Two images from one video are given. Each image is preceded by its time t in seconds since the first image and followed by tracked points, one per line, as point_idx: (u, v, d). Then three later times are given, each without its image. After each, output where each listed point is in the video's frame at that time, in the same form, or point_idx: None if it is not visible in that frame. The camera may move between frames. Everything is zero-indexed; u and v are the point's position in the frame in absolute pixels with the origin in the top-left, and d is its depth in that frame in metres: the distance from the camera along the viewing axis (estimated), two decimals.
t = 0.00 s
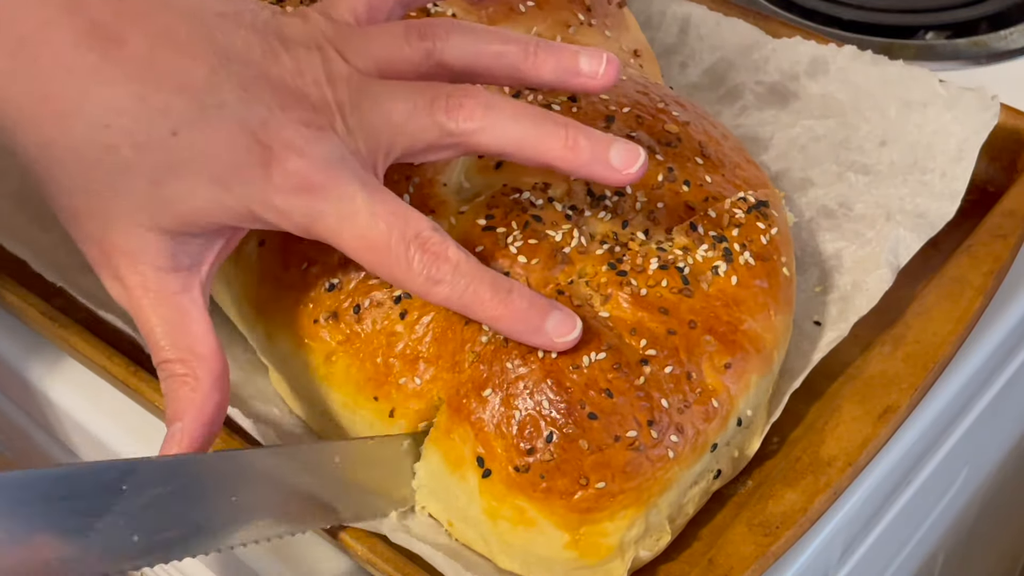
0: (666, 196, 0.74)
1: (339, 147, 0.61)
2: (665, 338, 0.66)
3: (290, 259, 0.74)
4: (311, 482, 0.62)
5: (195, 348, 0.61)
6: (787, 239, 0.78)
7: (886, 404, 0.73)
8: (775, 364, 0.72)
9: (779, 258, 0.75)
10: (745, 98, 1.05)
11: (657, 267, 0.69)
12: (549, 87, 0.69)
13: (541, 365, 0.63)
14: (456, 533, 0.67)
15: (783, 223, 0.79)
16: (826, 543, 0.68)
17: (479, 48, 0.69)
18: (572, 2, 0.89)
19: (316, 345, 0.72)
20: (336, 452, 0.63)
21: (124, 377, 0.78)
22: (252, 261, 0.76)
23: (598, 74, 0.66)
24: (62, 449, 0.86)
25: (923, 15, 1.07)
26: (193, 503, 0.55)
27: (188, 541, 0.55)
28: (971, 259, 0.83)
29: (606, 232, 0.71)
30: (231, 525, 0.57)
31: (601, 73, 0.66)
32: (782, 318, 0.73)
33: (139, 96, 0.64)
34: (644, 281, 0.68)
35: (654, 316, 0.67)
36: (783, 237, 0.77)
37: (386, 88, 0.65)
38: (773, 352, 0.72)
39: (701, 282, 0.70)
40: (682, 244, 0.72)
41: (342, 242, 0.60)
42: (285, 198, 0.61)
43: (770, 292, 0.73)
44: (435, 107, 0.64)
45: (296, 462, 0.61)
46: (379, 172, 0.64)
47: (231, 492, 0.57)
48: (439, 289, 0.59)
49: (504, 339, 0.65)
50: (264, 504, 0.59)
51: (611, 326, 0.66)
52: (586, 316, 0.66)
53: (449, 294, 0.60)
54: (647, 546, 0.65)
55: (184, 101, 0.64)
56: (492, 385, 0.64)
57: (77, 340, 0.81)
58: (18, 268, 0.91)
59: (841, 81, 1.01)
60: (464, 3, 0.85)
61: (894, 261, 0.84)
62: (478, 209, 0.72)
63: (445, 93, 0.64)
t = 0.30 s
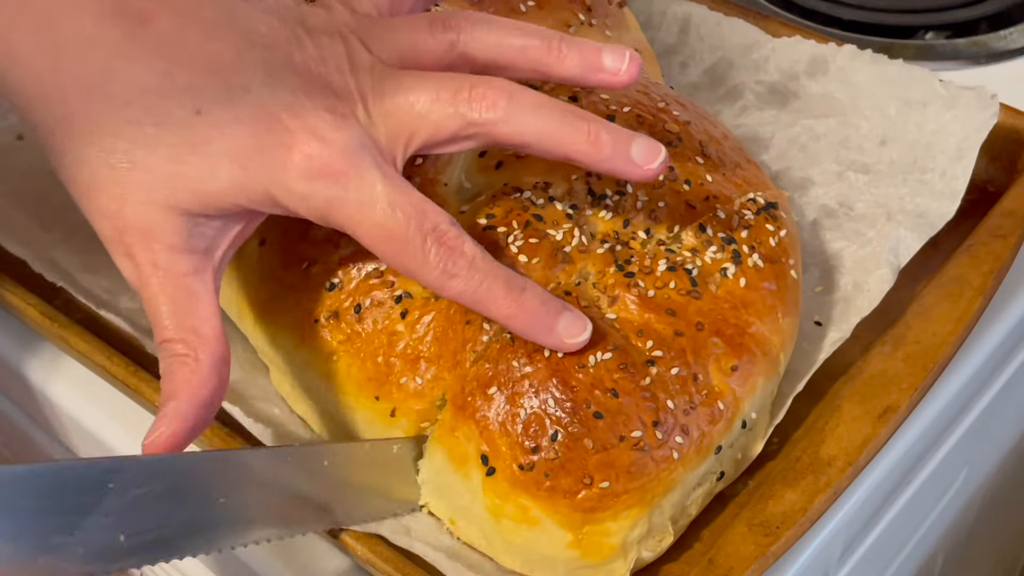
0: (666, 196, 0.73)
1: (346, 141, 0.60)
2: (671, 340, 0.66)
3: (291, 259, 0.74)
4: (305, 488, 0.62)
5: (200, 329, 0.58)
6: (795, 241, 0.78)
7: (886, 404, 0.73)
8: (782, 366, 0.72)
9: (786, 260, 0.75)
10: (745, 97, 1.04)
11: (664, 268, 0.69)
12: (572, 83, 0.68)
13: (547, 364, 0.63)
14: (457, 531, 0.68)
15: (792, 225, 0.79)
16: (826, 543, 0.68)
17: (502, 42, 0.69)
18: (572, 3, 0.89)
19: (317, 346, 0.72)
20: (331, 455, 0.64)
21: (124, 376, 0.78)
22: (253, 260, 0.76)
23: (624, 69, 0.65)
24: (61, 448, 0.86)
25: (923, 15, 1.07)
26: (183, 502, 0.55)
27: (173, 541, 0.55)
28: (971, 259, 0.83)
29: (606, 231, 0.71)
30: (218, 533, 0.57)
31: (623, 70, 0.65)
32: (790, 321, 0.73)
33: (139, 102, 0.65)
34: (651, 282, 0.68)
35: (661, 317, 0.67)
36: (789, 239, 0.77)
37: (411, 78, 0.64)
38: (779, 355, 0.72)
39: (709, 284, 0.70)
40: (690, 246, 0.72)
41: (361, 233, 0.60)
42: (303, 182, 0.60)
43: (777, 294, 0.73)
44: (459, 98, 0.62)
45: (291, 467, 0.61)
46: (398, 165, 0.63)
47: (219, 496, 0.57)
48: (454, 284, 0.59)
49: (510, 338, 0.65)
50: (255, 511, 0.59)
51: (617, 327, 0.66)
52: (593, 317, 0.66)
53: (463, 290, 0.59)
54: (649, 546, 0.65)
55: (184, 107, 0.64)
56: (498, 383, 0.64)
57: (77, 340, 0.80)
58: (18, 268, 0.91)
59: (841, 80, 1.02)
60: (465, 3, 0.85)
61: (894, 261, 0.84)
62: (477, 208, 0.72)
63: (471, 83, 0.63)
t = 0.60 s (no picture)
0: (667, 194, 0.73)
1: (369, 116, 0.60)
2: (671, 338, 0.66)
3: (290, 258, 0.74)
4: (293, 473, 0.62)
5: (215, 275, 0.53)
6: (793, 240, 0.78)
7: (886, 404, 0.73)
8: (782, 365, 0.73)
9: (785, 258, 0.75)
10: (745, 98, 1.05)
11: (663, 267, 0.69)
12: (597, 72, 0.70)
13: (546, 364, 0.64)
14: (461, 532, 0.68)
15: (790, 223, 0.79)
16: (825, 543, 0.68)
17: (530, 29, 0.71)
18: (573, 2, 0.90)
19: (317, 345, 0.71)
20: (321, 448, 0.63)
21: (124, 376, 0.78)
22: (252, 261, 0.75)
23: (654, 63, 0.67)
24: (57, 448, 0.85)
25: (924, 15, 1.07)
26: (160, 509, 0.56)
27: (185, 527, 0.58)
28: (971, 258, 0.83)
29: (608, 230, 0.71)
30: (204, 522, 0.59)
31: (650, 62, 0.67)
32: (789, 318, 0.73)
33: (140, 92, 0.64)
34: (651, 281, 0.68)
35: (660, 316, 0.67)
36: (789, 238, 0.77)
37: (439, 59, 0.65)
38: (779, 353, 0.72)
39: (707, 282, 0.70)
40: (689, 244, 0.72)
41: (377, 210, 0.59)
42: (326, 154, 0.60)
43: (777, 293, 0.73)
44: (485, 82, 0.62)
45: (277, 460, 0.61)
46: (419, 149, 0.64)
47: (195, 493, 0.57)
48: (464, 273, 0.59)
49: (509, 338, 0.65)
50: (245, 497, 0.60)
51: (616, 326, 0.66)
52: (592, 316, 0.66)
53: (473, 280, 0.59)
54: (650, 545, 0.65)
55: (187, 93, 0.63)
56: (499, 383, 0.64)
57: (77, 339, 0.81)
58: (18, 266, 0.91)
59: (841, 81, 1.02)
60: None
61: (895, 261, 0.84)
62: (478, 208, 0.72)
63: (497, 66, 0.63)
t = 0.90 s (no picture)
0: (672, 191, 0.74)
1: (374, 110, 0.60)
2: (673, 335, 0.66)
3: (295, 254, 0.74)
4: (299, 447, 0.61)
5: (224, 254, 0.53)
6: (796, 237, 0.78)
7: (886, 404, 0.73)
8: (785, 361, 0.73)
9: (787, 255, 0.75)
10: (747, 95, 1.05)
11: (665, 265, 0.69)
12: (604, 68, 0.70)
13: (548, 362, 0.64)
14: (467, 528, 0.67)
15: (791, 219, 0.79)
16: (825, 543, 0.68)
17: (538, 25, 0.71)
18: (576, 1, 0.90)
19: (322, 341, 0.71)
20: (330, 422, 0.62)
21: (124, 376, 0.78)
22: (259, 260, 0.75)
23: (660, 61, 0.67)
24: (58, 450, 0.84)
25: (923, 15, 1.07)
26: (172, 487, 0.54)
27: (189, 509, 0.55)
28: (972, 258, 0.83)
29: (612, 228, 0.71)
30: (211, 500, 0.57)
31: (658, 59, 0.67)
32: (791, 314, 0.73)
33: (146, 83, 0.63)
34: (651, 279, 0.68)
35: (663, 313, 0.67)
36: (790, 234, 0.77)
37: (446, 53, 0.65)
38: (781, 350, 0.72)
39: (709, 279, 0.70)
40: (690, 242, 0.72)
41: (384, 206, 0.59)
42: (332, 147, 0.59)
43: (778, 289, 0.73)
44: (493, 77, 0.62)
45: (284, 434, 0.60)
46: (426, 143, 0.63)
47: (202, 474, 0.55)
48: (470, 269, 0.59)
49: (512, 337, 0.66)
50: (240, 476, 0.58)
51: (618, 323, 0.67)
52: (595, 314, 0.67)
53: (478, 276, 0.59)
54: (655, 542, 0.64)
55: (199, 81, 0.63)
56: (501, 381, 0.64)
57: (76, 339, 0.80)
58: (17, 267, 0.90)
59: (842, 78, 1.02)
60: None
61: (898, 257, 0.85)
62: (482, 206, 0.72)
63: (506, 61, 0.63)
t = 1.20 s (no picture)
0: (672, 192, 0.74)
1: (379, 109, 0.60)
2: (674, 336, 0.66)
3: (294, 255, 0.74)
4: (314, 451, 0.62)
5: (228, 245, 0.53)
6: (795, 236, 0.78)
7: (887, 404, 0.73)
8: (783, 362, 0.72)
9: (787, 255, 0.75)
10: (747, 95, 1.05)
11: (666, 265, 0.69)
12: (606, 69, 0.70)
13: (550, 363, 0.64)
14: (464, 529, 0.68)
15: (790, 220, 0.79)
16: (825, 543, 0.68)
17: (539, 26, 0.70)
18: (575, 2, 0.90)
19: (322, 343, 0.71)
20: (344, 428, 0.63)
21: (124, 376, 0.78)
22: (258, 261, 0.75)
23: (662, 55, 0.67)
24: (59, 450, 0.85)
25: (923, 16, 1.06)
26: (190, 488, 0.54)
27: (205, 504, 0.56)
28: (971, 258, 0.83)
29: (612, 228, 0.71)
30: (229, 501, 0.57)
31: (661, 60, 0.67)
32: (792, 315, 0.74)
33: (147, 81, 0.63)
34: (652, 278, 0.68)
35: (664, 313, 0.67)
36: (790, 234, 0.77)
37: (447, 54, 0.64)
38: (781, 349, 0.72)
39: (709, 280, 0.70)
40: (691, 242, 0.72)
41: (386, 206, 0.59)
42: (335, 145, 0.59)
43: (778, 290, 0.73)
44: (497, 77, 0.62)
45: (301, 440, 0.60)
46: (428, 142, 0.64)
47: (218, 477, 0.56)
48: (474, 269, 0.59)
49: (513, 337, 0.65)
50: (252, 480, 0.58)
51: (620, 324, 0.66)
52: (598, 314, 0.66)
53: (482, 276, 0.59)
54: (655, 543, 0.64)
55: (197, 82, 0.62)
56: (501, 382, 0.64)
57: (76, 339, 0.80)
58: (17, 268, 0.90)
59: (842, 78, 1.02)
60: None
61: (898, 258, 0.85)
62: (483, 207, 0.72)
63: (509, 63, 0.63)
